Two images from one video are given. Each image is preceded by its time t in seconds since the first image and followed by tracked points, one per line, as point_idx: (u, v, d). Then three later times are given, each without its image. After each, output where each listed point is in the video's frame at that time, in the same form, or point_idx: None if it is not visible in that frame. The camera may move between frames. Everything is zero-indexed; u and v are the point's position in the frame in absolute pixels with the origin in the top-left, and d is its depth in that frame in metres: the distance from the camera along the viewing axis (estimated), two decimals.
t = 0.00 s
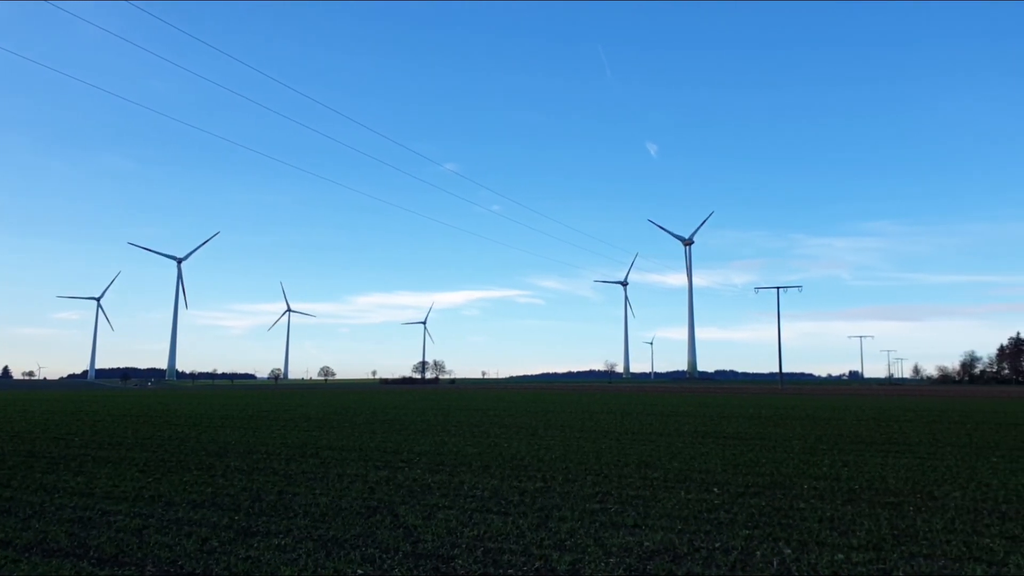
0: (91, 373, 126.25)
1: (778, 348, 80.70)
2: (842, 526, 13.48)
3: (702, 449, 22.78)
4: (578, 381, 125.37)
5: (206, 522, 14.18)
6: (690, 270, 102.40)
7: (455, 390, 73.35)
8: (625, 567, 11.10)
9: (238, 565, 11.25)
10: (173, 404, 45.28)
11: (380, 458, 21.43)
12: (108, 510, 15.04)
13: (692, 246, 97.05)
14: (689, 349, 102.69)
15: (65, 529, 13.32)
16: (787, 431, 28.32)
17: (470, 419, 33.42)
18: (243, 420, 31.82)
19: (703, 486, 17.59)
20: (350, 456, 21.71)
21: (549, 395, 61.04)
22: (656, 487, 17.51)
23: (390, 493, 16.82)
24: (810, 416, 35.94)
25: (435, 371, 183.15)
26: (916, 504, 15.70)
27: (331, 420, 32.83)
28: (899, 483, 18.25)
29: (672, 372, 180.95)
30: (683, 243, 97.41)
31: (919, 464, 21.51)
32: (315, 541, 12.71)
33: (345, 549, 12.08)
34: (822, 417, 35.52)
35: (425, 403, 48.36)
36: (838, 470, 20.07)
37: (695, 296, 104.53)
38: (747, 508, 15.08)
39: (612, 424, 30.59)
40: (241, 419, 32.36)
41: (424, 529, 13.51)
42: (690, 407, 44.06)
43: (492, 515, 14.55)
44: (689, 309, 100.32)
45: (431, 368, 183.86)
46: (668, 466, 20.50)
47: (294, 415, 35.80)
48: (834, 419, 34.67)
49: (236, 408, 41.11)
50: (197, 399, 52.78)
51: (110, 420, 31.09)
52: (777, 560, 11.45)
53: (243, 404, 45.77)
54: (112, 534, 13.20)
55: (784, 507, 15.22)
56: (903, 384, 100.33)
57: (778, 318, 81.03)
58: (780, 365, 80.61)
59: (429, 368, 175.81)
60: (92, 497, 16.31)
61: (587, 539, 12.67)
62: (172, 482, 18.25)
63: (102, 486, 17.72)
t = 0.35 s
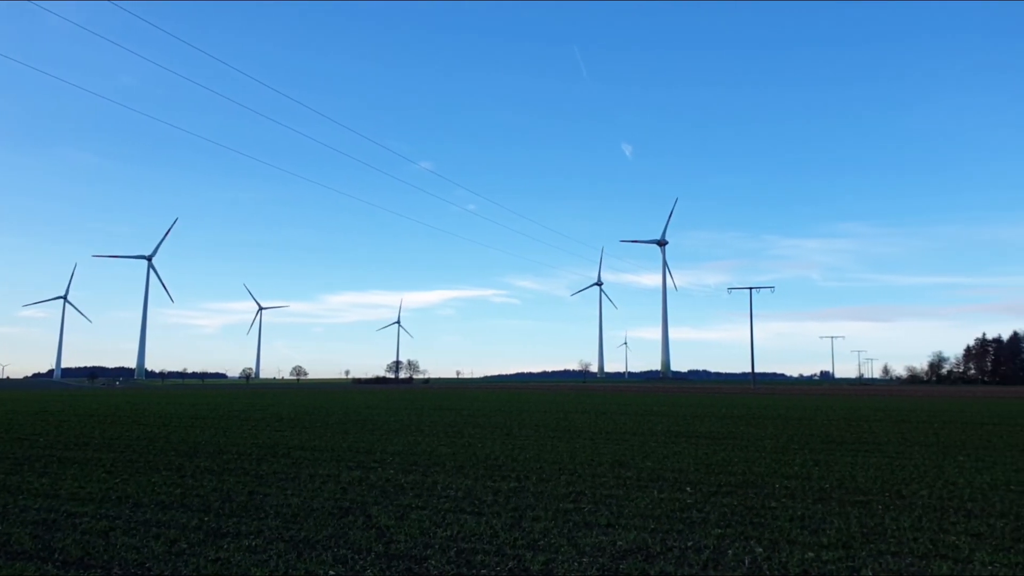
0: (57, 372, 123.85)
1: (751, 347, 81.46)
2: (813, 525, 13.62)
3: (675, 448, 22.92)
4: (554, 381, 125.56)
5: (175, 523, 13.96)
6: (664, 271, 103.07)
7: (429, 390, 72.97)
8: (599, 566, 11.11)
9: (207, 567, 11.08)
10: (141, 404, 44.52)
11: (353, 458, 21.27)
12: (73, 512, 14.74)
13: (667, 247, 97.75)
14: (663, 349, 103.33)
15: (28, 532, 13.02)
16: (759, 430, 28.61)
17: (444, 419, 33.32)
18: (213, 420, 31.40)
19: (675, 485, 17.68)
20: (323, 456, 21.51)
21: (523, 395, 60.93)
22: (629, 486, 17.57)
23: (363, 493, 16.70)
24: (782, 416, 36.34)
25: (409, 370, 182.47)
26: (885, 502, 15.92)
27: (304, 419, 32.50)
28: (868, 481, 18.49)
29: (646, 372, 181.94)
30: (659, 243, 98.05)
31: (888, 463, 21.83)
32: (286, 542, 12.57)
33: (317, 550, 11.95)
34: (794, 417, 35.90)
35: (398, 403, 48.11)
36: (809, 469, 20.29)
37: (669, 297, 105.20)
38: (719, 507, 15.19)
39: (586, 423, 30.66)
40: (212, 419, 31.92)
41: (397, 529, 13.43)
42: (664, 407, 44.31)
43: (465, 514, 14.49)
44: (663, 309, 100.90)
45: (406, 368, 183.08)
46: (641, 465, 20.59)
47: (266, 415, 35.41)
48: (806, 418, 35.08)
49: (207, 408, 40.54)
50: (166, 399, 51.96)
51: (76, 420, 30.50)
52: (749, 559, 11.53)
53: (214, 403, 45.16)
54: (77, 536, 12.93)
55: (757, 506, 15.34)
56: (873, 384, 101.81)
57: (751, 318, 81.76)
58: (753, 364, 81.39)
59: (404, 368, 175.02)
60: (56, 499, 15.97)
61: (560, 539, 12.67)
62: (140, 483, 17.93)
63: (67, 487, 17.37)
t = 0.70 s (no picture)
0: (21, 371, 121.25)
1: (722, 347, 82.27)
2: (783, 523, 13.80)
3: (648, 447, 23.08)
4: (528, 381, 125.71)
5: (143, 524, 13.75)
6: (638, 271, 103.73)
7: (402, 390, 72.03)
8: (572, 565, 11.16)
9: (177, 569, 10.94)
10: (108, 404, 43.74)
11: (326, 458, 21.11)
12: (38, 514, 14.45)
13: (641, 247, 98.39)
14: (637, 349, 103.98)
15: None
16: (730, 429, 28.92)
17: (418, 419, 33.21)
18: (183, 420, 30.99)
19: (648, 484, 17.80)
20: (295, 456, 21.34)
21: (496, 394, 60.83)
22: (602, 485, 17.65)
23: (336, 493, 16.60)
24: (753, 415, 36.75)
25: (383, 369, 181.52)
26: (853, 500, 16.18)
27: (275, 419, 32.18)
28: (837, 480, 18.78)
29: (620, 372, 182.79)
30: (633, 243, 98.67)
31: (856, 461, 22.20)
32: (258, 543, 12.44)
33: (289, 551, 11.85)
34: (766, 416, 36.32)
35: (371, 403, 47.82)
36: (779, 468, 20.55)
37: (642, 297, 105.78)
38: (691, 505, 15.33)
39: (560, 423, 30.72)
40: (181, 419, 31.48)
41: (370, 529, 13.37)
42: (637, 406, 44.61)
43: (439, 514, 14.47)
44: (637, 309, 101.29)
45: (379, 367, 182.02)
46: (614, 464, 20.70)
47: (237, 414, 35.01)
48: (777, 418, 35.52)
49: (176, 407, 39.96)
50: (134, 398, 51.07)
51: (41, 420, 29.90)
52: (720, 557, 11.65)
53: (184, 403, 44.58)
54: (42, 538, 12.68)
55: (728, 504, 15.51)
56: (843, 384, 103.32)
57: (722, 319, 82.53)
58: (724, 364, 82.19)
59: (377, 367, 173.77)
60: (21, 501, 15.65)
61: (534, 538, 12.70)
62: (107, 484, 17.63)
63: (32, 488, 17.03)
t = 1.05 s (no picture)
0: None
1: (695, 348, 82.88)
2: (754, 521, 13.97)
3: (621, 446, 23.22)
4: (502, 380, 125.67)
5: (111, 526, 13.56)
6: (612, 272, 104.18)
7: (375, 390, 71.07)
8: (545, 564, 11.21)
9: (145, 571, 10.81)
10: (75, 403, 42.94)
11: (298, 458, 20.96)
12: (2, 516, 14.19)
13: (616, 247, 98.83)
14: (611, 349, 104.47)
15: None
16: (703, 429, 29.19)
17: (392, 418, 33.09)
18: (152, 420, 30.56)
19: (621, 483, 17.90)
20: (268, 456, 21.16)
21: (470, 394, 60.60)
22: (576, 484, 17.72)
23: (308, 494, 16.50)
24: (725, 415, 37.10)
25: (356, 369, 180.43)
26: (822, 498, 16.41)
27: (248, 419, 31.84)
28: (807, 478, 19.03)
29: (594, 372, 183.49)
30: (608, 244, 99.13)
31: (825, 460, 22.52)
32: (229, 544, 12.33)
33: (260, 552, 11.76)
34: (737, 416, 36.67)
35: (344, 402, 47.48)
36: (751, 467, 20.79)
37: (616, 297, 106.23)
38: (663, 504, 15.47)
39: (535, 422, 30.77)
40: (151, 419, 31.04)
41: (343, 530, 13.31)
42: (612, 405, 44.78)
43: (412, 514, 14.44)
44: (612, 309, 101.73)
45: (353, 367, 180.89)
46: (588, 464, 20.79)
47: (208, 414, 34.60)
48: (749, 417, 35.89)
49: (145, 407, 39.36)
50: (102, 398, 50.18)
51: (5, 420, 29.30)
52: (692, 555, 11.77)
53: (153, 403, 43.92)
54: (6, 540, 12.47)
55: (700, 503, 15.67)
56: (813, 384, 104.66)
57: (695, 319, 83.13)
58: (697, 365, 82.79)
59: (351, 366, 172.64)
60: None
61: (507, 537, 12.73)
62: (74, 485, 17.34)
63: None
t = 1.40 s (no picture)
0: None
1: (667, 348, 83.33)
2: (725, 520, 14.10)
3: (594, 445, 23.31)
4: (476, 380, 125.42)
5: (76, 528, 13.30)
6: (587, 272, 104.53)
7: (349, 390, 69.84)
8: (519, 563, 11.22)
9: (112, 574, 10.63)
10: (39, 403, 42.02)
11: (270, 458, 20.77)
12: None
13: (590, 247, 99.12)
14: (585, 349, 104.80)
15: None
16: (675, 428, 29.41)
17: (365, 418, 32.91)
18: (119, 420, 30.03)
19: (595, 482, 17.98)
20: (238, 457, 20.91)
21: (444, 394, 60.24)
22: (549, 484, 17.75)
23: (280, 494, 16.35)
24: (698, 414, 37.41)
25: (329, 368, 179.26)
26: (792, 496, 16.62)
27: (218, 419, 31.42)
28: (778, 477, 19.25)
29: (568, 372, 183.82)
30: (582, 244, 99.42)
31: (795, 459, 22.80)
32: (198, 546, 12.17)
33: (231, 553, 11.62)
34: (709, 415, 37.00)
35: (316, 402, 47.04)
36: (722, 466, 20.98)
37: (590, 297, 106.54)
38: (636, 503, 15.56)
39: (509, 422, 30.77)
40: (118, 419, 30.49)
41: (316, 530, 13.21)
42: (586, 405, 44.89)
43: (385, 514, 14.37)
44: (586, 309, 102.00)
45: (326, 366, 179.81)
46: (562, 463, 20.84)
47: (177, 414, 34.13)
48: (721, 417, 36.18)
49: (112, 407, 38.65)
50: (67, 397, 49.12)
51: None
52: (664, 554, 11.83)
53: (120, 403, 43.18)
54: None
55: (673, 502, 15.78)
56: (785, 384, 105.92)
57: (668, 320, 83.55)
58: (669, 364, 83.18)
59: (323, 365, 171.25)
60: None
61: (481, 537, 12.72)
62: (38, 487, 16.99)
63: None
